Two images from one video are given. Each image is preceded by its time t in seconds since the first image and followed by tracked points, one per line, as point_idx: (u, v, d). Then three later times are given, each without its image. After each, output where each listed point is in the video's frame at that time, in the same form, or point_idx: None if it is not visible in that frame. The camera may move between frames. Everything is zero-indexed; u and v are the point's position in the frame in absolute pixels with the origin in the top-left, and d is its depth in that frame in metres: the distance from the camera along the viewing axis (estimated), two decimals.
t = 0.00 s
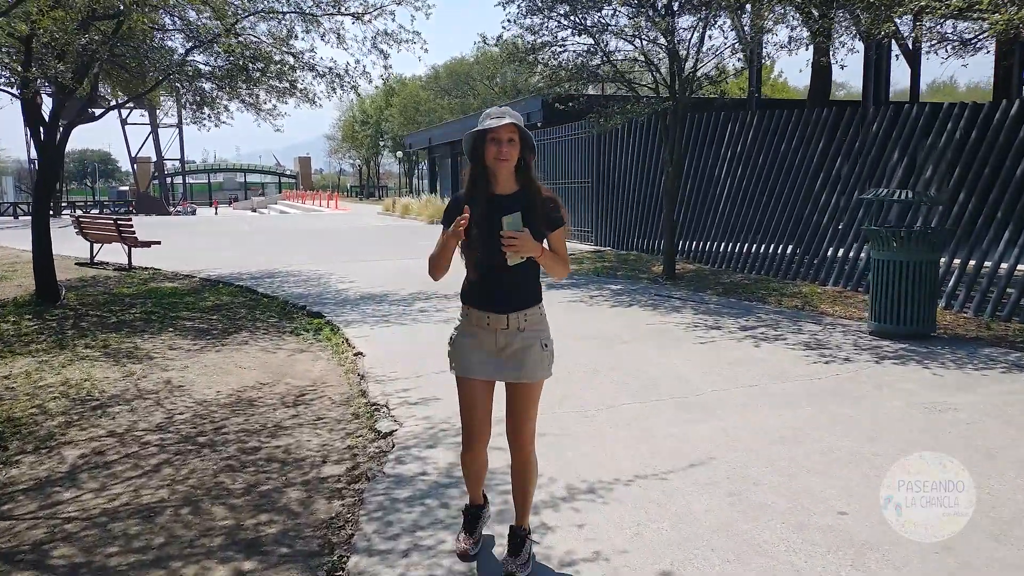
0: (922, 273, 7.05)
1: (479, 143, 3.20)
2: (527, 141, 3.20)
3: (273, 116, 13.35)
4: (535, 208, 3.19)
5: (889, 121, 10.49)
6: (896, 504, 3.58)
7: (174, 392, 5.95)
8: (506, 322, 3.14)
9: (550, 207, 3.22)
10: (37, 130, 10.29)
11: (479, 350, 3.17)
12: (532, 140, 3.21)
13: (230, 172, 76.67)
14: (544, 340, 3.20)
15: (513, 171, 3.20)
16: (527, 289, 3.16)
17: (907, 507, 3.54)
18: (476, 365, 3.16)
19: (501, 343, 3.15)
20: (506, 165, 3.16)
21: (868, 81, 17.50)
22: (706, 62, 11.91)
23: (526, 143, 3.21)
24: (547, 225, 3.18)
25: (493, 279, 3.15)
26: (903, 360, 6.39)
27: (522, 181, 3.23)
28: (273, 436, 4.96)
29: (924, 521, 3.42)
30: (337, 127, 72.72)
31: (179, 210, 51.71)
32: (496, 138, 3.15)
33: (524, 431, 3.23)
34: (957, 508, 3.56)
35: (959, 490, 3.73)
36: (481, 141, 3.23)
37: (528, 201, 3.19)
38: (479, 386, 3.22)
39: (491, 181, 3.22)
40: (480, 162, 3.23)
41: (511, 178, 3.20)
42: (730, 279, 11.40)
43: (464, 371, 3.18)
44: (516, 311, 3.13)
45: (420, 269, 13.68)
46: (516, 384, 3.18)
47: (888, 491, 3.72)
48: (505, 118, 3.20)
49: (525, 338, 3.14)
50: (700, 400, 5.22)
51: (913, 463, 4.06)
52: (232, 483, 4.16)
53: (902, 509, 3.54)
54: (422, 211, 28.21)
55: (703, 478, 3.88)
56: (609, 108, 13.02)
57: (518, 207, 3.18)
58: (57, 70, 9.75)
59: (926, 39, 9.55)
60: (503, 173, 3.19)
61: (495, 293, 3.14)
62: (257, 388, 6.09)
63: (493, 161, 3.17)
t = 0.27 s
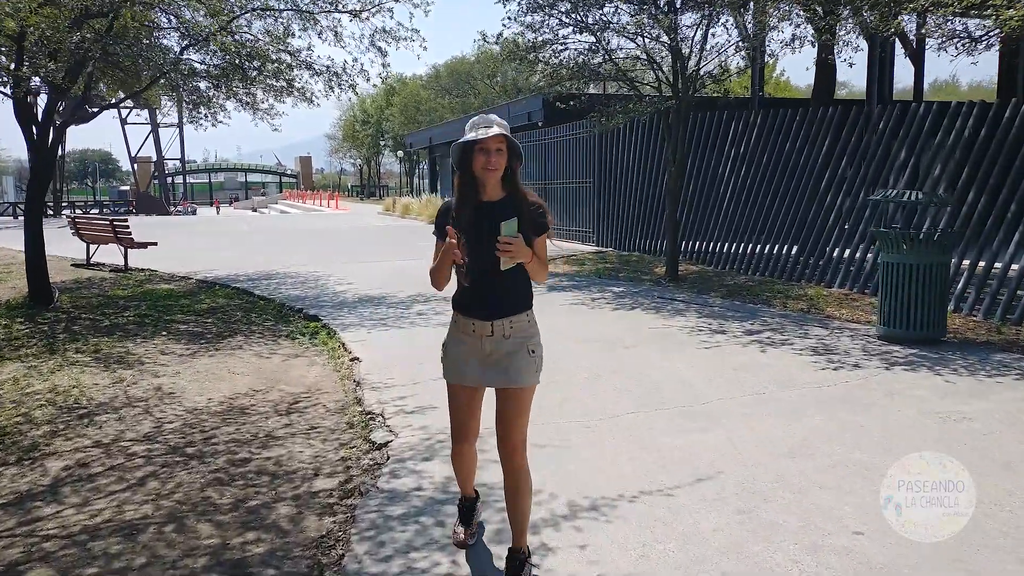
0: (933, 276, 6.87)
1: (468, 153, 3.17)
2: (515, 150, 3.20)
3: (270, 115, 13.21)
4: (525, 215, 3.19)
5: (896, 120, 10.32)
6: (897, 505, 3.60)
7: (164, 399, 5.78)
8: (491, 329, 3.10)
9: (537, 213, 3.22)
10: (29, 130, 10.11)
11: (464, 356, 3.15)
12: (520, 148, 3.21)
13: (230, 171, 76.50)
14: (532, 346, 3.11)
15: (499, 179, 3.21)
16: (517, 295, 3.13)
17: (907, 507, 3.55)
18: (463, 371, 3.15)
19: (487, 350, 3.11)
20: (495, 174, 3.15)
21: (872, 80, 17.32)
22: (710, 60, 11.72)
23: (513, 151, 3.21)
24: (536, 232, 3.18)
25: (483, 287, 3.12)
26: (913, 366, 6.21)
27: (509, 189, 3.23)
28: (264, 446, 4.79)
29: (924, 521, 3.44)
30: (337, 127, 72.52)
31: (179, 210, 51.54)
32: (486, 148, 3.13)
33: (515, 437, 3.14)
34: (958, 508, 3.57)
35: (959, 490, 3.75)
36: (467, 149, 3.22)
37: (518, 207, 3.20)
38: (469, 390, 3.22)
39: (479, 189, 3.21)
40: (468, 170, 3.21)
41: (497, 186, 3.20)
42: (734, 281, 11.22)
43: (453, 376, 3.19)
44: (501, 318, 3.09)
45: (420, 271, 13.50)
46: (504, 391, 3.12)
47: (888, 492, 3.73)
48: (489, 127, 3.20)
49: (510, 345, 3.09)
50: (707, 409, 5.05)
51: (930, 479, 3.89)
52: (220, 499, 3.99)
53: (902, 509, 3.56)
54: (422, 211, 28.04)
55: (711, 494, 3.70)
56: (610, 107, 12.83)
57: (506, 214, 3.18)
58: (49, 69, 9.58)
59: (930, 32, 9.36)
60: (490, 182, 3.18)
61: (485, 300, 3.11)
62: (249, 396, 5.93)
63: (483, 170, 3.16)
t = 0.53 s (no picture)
0: (942, 277, 6.73)
1: (455, 151, 3.13)
2: (502, 146, 3.17)
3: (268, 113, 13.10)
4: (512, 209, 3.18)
5: (901, 118, 10.17)
6: (897, 504, 3.56)
7: (155, 402, 5.63)
8: (482, 317, 3.08)
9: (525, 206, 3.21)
10: (23, 127, 9.97)
11: (457, 344, 3.13)
12: (507, 145, 3.18)
13: (231, 170, 76.37)
14: (523, 334, 3.11)
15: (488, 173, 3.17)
16: (505, 286, 3.13)
17: (907, 507, 3.52)
18: (455, 359, 3.12)
19: (479, 339, 3.08)
20: (484, 171, 3.13)
21: (875, 80, 17.18)
22: (712, 57, 11.58)
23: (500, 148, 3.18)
24: (523, 226, 3.19)
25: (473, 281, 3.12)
26: (923, 368, 6.06)
27: (496, 184, 3.21)
28: (256, 451, 4.65)
29: (925, 521, 3.40)
30: (338, 126, 72.37)
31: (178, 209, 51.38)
32: (475, 147, 3.09)
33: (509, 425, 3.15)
34: (958, 507, 3.54)
35: (960, 490, 3.72)
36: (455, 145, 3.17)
37: (505, 203, 3.19)
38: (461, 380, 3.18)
39: (467, 185, 3.18)
40: (455, 167, 3.18)
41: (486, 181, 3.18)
42: (737, 281, 11.07)
43: (444, 364, 3.15)
44: (492, 307, 3.08)
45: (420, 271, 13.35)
46: (497, 379, 3.10)
47: (888, 491, 3.70)
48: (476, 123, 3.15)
49: (501, 334, 3.08)
50: (712, 414, 4.90)
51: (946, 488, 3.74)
52: (208, 507, 3.85)
53: (902, 509, 3.52)
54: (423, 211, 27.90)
55: (718, 504, 3.56)
56: (612, 105, 12.71)
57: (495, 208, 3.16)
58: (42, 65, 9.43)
59: (934, 26, 9.23)
60: (478, 178, 3.15)
61: (474, 291, 3.10)
62: (243, 399, 5.78)
63: (471, 168, 3.13)
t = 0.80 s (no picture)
0: (953, 277, 6.58)
1: (456, 144, 3.13)
2: (502, 141, 3.17)
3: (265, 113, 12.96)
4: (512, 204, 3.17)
5: (906, 117, 10.02)
6: (897, 504, 3.53)
7: (145, 408, 5.47)
8: (488, 313, 3.09)
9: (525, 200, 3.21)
10: (14, 126, 9.81)
11: (460, 342, 3.11)
12: (508, 140, 3.18)
13: (230, 171, 76.18)
14: (526, 331, 3.16)
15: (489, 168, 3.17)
16: (507, 282, 3.14)
17: (907, 507, 3.49)
18: (460, 357, 3.10)
19: (484, 335, 3.09)
20: (485, 166, 3.12)
21: (877, 79, 17.04)
22: (714, 55, 11.43)
23: (501, 143, 3.18)
24: (523, 221, 3.18)
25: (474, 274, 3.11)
26: (934, 373, 5.91)
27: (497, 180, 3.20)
28: (247, 460, 4.48)
29: (925, 521, 3.38)
30: (337, 127, 72.19)
31: (176, 210, 51.21)
32: (475, 140, 3.08)
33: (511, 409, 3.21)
34: (959, 508, 3.51)
35: (959, 490, 3.68)
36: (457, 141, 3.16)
37: (505, 197, 3.17)
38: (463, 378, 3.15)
39: (468, 180, 3.17)
40: (455, 161, 3.17)
41: (487, 176, 3.17)
42: (739, 282, 10.92)
43: (448, 363, 3.11)
44: (497, 303, 3.10)
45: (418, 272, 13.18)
46: (501, 375, 3.14)
47: (888, 491, 3.67)
48: (477, 117, 3.14)
49: (506, 330, 3.11)
50: (719, 421, 4.74)
51: (966, 501, 3.58)
52: (195, 521, 3.69)
53: (902, 509, 3.50)
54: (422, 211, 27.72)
55: (729, 518, 3.40)
56: (613, 104, 12.56)
57: (496, 203, 3.15)
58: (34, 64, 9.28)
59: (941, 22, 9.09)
60: (480, 172, 3.14)
61: (476, 287, 3.11)
62: (235, 405, 5.61)
63: (472, 162, 3.12)
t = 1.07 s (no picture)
0: (967, 282, 6.41)
1: (478, 152, 3.11)
2: (525, 148, 3.15)
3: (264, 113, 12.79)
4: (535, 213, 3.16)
5: (914, 116, 9.85)
6: (897, 504, 3.63)
7: (136, 420, 5.29)
8: (514, 325, 3.09)
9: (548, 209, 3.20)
10: (7, 127, 9.63)
11: (484, 354, 3.09)
12: (530, 148, 3.16)
13: (229, 171, 75.93)
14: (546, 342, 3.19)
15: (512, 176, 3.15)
16: (530, 292, 3.15)
17: (907, 507, 3.59)
18: (484, 367, 3.08)
19: (509, 347, 3.09)
20: (508, 174, 3.10)
21: (881, 78, 16.88)
22: (718, 54, 11.26)
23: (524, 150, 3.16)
24: (547, 230, 3.17)
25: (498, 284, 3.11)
26: (950, 381, 5.74)
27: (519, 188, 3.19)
28: (241, 476, 4.30)
29: (925, 521, 3.47)
30: (336, 126, 71.93)
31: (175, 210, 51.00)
32: (499, 148, 3.07)
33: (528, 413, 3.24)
34: (958, 508, 3.61)
35: (959, 490, 3.78)
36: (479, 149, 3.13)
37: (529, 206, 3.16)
38: (483, 386, 3.14)
39: (491, 188, 3.15)
40: (477, 168, 3.14)
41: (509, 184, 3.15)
42: (745, 285, 10.74)
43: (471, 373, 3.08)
44: (522, 315, 3.11)
45: (418, 275, 12.99)
46: (522, 385, 3.17)
47: (889, 491, 3.76)
48: (499, 126, 3.11)
49: (531, 341, 3.12)
50: (732, 434, 4.56)
51: (995, 524, 3.41)
52: (184, 543, 3.51)
53: (902, 509, 3.59)
54: (422, 211, 27.49)
55: (746, 543, 3.23)
56: (615, 104, 12.38)
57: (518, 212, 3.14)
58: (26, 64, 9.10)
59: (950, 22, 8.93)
60: (502, 181, 3.12)
61: (499, 298, 3.10)
62: (228, 415, 5.43)
63: (494, 170, 3.10)
